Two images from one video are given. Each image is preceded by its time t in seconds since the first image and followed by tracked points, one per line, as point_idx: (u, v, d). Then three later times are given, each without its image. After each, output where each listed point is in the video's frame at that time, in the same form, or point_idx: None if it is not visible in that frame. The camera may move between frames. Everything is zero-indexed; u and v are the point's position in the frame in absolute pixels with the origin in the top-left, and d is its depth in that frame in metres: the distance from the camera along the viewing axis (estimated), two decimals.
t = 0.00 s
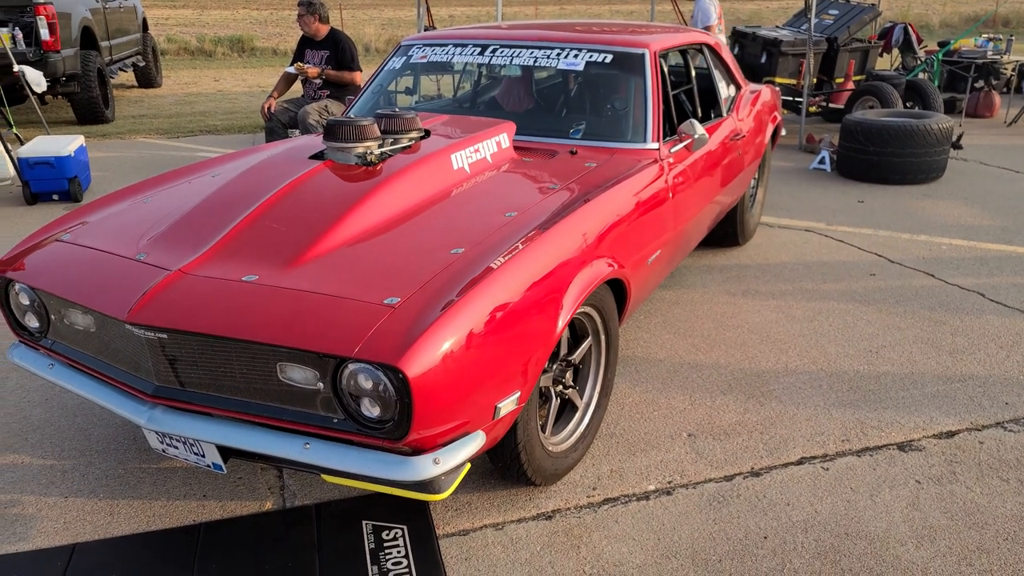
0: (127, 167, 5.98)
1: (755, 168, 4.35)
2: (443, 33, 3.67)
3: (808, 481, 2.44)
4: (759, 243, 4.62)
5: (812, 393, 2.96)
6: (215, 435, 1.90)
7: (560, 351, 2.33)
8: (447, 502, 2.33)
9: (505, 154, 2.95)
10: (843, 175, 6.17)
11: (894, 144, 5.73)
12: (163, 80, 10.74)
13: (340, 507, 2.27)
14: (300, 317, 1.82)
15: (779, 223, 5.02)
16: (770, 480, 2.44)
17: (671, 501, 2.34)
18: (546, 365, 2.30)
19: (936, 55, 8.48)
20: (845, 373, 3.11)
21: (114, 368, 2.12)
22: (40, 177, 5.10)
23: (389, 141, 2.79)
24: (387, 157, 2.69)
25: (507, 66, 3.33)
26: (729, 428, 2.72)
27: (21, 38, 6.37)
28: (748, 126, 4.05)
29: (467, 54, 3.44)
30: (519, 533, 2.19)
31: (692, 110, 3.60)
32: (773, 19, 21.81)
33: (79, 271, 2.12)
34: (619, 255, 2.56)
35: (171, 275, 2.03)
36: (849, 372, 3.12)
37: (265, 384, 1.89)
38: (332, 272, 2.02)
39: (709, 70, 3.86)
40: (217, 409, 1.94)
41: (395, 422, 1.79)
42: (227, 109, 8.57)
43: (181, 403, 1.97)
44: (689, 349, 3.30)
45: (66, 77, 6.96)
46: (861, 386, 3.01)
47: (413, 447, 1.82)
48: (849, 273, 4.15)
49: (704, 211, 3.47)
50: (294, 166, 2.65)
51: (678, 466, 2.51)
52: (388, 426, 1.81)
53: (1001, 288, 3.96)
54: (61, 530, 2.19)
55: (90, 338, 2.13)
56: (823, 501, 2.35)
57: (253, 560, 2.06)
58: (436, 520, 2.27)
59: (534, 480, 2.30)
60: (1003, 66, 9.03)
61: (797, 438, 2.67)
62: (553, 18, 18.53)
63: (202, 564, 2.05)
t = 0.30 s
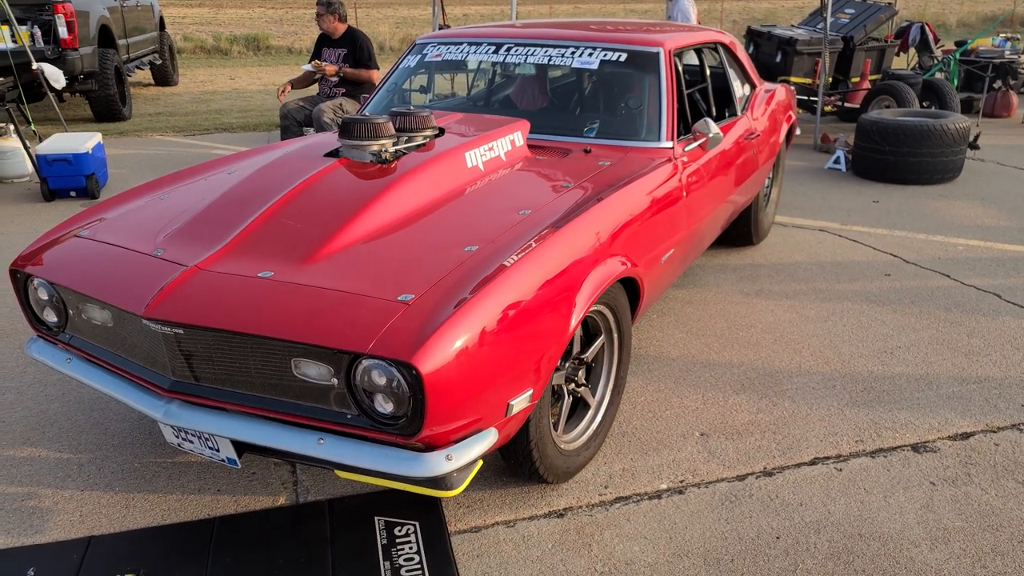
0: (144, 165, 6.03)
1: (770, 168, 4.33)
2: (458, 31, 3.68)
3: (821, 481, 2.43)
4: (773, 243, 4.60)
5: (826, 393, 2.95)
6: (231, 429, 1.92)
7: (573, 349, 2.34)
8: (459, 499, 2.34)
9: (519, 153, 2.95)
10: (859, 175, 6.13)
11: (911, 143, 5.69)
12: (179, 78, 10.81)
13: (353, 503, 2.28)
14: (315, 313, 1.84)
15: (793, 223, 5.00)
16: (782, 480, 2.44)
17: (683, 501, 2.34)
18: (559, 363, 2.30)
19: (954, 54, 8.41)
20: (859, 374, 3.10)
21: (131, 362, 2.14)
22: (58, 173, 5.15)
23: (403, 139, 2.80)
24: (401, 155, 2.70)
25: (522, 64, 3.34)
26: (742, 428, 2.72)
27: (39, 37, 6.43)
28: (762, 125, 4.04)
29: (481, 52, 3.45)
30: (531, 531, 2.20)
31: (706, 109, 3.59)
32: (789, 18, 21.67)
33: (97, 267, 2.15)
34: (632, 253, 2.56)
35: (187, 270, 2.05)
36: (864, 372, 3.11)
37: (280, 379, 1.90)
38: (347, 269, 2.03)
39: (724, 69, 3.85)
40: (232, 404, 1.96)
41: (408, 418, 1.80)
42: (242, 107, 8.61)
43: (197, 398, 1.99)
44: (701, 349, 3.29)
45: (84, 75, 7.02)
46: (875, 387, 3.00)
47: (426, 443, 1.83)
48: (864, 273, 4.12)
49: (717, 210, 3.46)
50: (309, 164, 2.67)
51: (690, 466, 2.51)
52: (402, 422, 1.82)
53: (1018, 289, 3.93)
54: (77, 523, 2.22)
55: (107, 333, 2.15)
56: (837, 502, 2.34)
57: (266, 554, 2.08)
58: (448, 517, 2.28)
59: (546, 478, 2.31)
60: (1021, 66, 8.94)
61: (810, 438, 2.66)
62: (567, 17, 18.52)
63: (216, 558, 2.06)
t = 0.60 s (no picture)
0: (157, 160, 6.05)
1: (783, 164, 4.31)
2: (470, 26, 3.68)
3: (833, 479, 2.43)
4: (785, 240, 4.59)
5: (838, 391, 2.94)
6: (243, 422, 1.93)
7: (584, 345, 2.34)
8: (470, 493, 2.35)
9: (531, 148, 2.95)
10: (873, 171, 6.09)
11: (925, 140, 5.65)
12: (192, 73, 10.85)
13: (364, 496, 2.29)
14: (328, 307, 1.84)
15: (806, 220, 4.98)
16: (794, 477, 2.43)
17: (694, 497, 2.34)
18: (571, 359, 2.30)
19: (969, 50, 8.34)
20: (872, 371, 3.08)
21: (145, 356, 2.16)
22: (72, 168, 5.18)
23: (416, 134, 2.81)
24: (414, 150, 2.71)
25: (534, 60, 3.34)
26: (753, 425, 2.71)
27: (54, 32, 6.45)
28: (776, 121, 4.02)
29: (494, 48, 3.45)
30: (542, 526, 2.20)
31: (719, 105, 3.57)
32: (803, 14, 21.54)
33: (112, 260, 2.16)
34: (644, 249, 2.55)
35: (202, 264, 2.06)
36: (877, 370, 3.09)
37: (293, 373, 1.91)
38: (360, 264, 2.03)
39: (738, 65, 3.83)
40: (246, 398, 1.97)
41: (421, 413, 1.81)
42: (254, 102, 8.63)
43: (211, 391, 2.01)
44: (713, 345, 3.28)
45: (97, 70, 7.06)
46: (888, 385, 2.98)
47: (438, 437, 1.84)
48: (877, 271, 4.10)
49: (730, 206, 3.45)
50: (322, 159, 2.68)
51: (701, 462, 2.50)
52: (414, 416, 1.83)
53: None
54: (92, 514, 2.24)
55: (122, 327, 2.17)
56: (849, 499, 2.33)
57: (280, 546, 2.09)
58: (459, 511, 2.28)
59: (557, 473, 2.31)
60: None
61: (822, 436, 2.65)
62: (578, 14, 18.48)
63: (229, 550, 2.08)
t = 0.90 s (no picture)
0: (163, 156, 6.06)
1: (790, 159, 4.30)
2: (477, 22, 3.68)
3: (841, 475, 2.42)
4: (792, 236, 4.57)
5: (846, 387, 2.93)
6: (251, 418, 1.93)
7: (592, 341, 2.34)
8: (477, 489, 2.35)
9: (538, 144, 2.95)
10: (880, 167, 6.06)
11: (933, 135, 5.62)
12: (198, 71, 10.85)
13: (372, 492, 2.30)
14: (336, 303, 1.84)
15: (813, 216, 4.96)
16: (801, 473, 2.42)
17: (701, 493, 2.33)
18: (578, 355, 2.30)
19: (977, 45, 8.29)
20: (880, 367, 3.07)
21: (153, 352, 2.16)
22: (80, 165, 5.19)
23: (423, 130, 2.81)
24: (421, 146, 2.71)
25: (541, 56, 3.33)
26: (761, 421, 2.70)
27: (60, 29, 6.46)
28: (783, 117, 4.00)
29: (500, 44, 3.45)
30: (549, 522, 2.20)
31: (726, 101, 3.56)
32: (809, 9, 21.44)
33: (121, 256, 2.17)
34: (651, 245, 2.55)
35: (210, 260, 2.06)
36: (884, 366, 3.08)
37: (300, 369, 1.92)
38: (367, 260, 2.04)
39: (745, 60, 3.82)
40: (254, 394, 1.97)
41: (429, 409, 1.81)
42: (260, 99, 8.64)
43: (219, 387, 2.01)
44: (719, 342, 3.28)
45: (104, 67, 7.08)
46: (896, 381, 2.97)
47: (446, 434, 1.84)
48: (885, 267, 4.08)
49: (737, 202, 3.44)
50: (329, 155, 2.68)
51: (709, 458, 2.50)
52: (422, 412, 1.83)
53: None
54: (102, 509, 2.25)
55: (131, 323, 2.18)
56: (857, 496, 2.32)
57: (289, 542, 2.09)
58: (466, 507, 2.29)
59: (565, 469, 2.31)
60: None
61: (830, 432, 2.64)
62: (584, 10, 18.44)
63: (237, 545, 2.09)
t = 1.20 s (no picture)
0: (169, 154, 6.07)
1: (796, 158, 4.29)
2: (482, 20, 3.68)
3: (847, 475, 2.41)
4: (798, 235, 4.56)
5: (852, 387, 2.92)
6: (257, 415, 1.94)
7: (597, 339, 2.34)
8: (482, 487, 2.35)
9: (544, 142, 2.95)
10: (886, 166, 6.04)
11: (940, 134, 5.60)
12: (204, 68, 10.87)
13: (377, 489, 2.30)
14: (341, 300, 1.85)
15: (819, 215, 4.95)
16: (807, 473, 2.42)
17: (706, 492, 2.33)
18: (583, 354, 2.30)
19: (985, 44, 8.25)
20: (886, 367, 3.07)
21: (160, 348, 2.17)
22: (86, 162, 5.21)
23: (428, 128, 2.80)
24: (426, 144, 2.71)
25: (546, 54, 3.34)
26: (766, 420, 2.70)
27: (67, 26, 6.47)
28: (789, 115, 3.99)
29: (506, 41, 3.45)
30: (554, 520, 2.20)
31: (732, 99, 3.56)
32: (816, 7, 21.37)
33: (127, 253, 2.17)
34: (657, 244, 2.54)
35: (216, 258, 2.07)
36: (890, 366, 3.07)
37: (305, 366, 1.92)
38: (372, 257, 2.04)
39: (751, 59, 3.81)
40: (259, 390, 1.98)
41: (434, 406, 1.81)
42: (265, 96, 8.64)
43: (225, 384, 2.02)
44: (725, 341, 3.27)
45: (111, 64, 7.09)
46: (902, 380, 2.97)
47: (451, 431, 1.84)
48: (891, 267, 4.07)
49: (743, 201, 3.43)
50: (335, 152, 2.69)
51: (714, 457, 2.50)
52: (427, 410, 1.83)
53: None
54: (108, 505, 2.25)
55: (138, 319, 2.19)
56: (863, 496, 2.32)
57: (294, 538, 2.10)
58: (471, 505, 2.29)
59: (569, 468, 2.31)
60: None
61: (836, 432, 2.64)
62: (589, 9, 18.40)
63: (242, 542, 2.09)
